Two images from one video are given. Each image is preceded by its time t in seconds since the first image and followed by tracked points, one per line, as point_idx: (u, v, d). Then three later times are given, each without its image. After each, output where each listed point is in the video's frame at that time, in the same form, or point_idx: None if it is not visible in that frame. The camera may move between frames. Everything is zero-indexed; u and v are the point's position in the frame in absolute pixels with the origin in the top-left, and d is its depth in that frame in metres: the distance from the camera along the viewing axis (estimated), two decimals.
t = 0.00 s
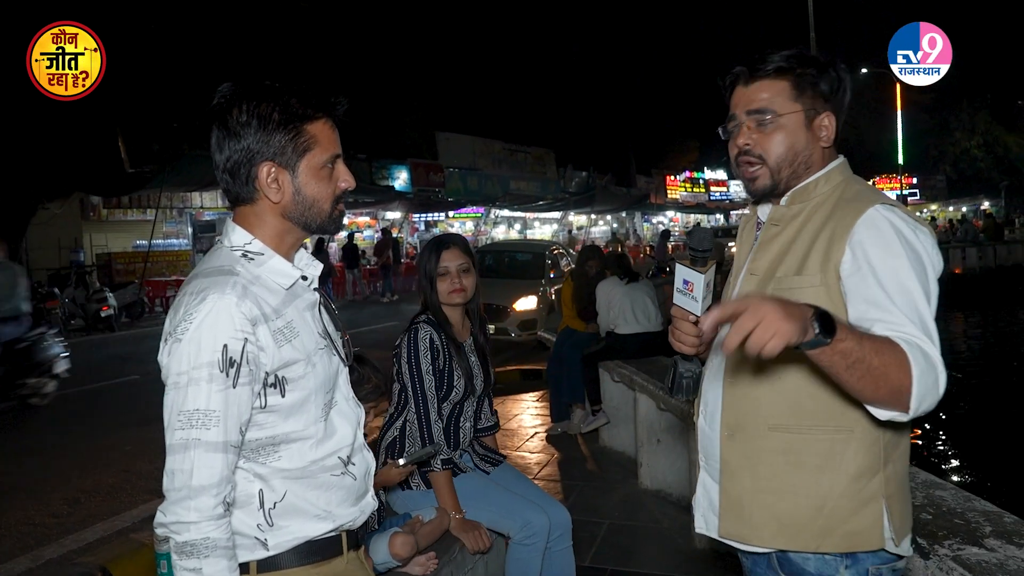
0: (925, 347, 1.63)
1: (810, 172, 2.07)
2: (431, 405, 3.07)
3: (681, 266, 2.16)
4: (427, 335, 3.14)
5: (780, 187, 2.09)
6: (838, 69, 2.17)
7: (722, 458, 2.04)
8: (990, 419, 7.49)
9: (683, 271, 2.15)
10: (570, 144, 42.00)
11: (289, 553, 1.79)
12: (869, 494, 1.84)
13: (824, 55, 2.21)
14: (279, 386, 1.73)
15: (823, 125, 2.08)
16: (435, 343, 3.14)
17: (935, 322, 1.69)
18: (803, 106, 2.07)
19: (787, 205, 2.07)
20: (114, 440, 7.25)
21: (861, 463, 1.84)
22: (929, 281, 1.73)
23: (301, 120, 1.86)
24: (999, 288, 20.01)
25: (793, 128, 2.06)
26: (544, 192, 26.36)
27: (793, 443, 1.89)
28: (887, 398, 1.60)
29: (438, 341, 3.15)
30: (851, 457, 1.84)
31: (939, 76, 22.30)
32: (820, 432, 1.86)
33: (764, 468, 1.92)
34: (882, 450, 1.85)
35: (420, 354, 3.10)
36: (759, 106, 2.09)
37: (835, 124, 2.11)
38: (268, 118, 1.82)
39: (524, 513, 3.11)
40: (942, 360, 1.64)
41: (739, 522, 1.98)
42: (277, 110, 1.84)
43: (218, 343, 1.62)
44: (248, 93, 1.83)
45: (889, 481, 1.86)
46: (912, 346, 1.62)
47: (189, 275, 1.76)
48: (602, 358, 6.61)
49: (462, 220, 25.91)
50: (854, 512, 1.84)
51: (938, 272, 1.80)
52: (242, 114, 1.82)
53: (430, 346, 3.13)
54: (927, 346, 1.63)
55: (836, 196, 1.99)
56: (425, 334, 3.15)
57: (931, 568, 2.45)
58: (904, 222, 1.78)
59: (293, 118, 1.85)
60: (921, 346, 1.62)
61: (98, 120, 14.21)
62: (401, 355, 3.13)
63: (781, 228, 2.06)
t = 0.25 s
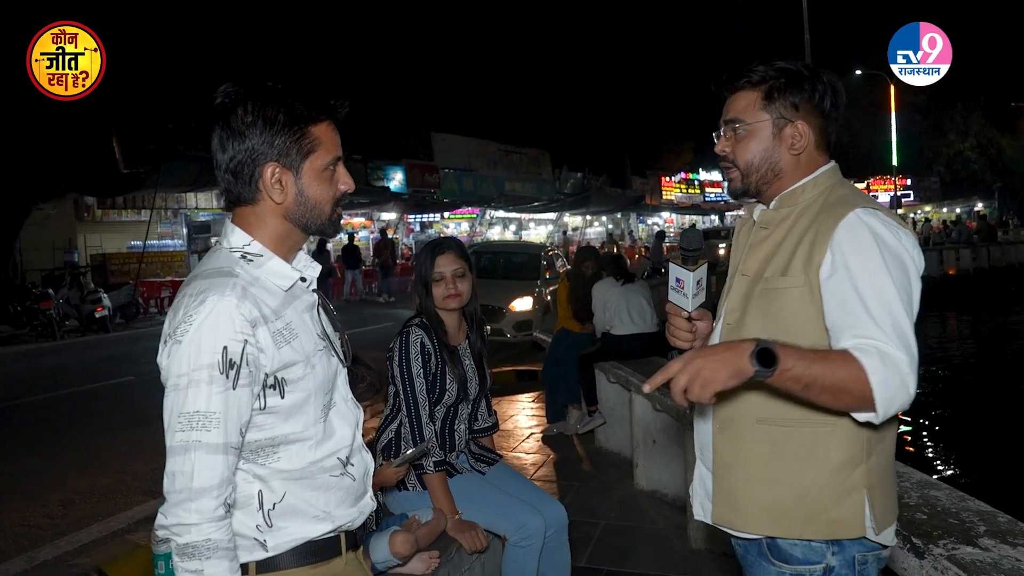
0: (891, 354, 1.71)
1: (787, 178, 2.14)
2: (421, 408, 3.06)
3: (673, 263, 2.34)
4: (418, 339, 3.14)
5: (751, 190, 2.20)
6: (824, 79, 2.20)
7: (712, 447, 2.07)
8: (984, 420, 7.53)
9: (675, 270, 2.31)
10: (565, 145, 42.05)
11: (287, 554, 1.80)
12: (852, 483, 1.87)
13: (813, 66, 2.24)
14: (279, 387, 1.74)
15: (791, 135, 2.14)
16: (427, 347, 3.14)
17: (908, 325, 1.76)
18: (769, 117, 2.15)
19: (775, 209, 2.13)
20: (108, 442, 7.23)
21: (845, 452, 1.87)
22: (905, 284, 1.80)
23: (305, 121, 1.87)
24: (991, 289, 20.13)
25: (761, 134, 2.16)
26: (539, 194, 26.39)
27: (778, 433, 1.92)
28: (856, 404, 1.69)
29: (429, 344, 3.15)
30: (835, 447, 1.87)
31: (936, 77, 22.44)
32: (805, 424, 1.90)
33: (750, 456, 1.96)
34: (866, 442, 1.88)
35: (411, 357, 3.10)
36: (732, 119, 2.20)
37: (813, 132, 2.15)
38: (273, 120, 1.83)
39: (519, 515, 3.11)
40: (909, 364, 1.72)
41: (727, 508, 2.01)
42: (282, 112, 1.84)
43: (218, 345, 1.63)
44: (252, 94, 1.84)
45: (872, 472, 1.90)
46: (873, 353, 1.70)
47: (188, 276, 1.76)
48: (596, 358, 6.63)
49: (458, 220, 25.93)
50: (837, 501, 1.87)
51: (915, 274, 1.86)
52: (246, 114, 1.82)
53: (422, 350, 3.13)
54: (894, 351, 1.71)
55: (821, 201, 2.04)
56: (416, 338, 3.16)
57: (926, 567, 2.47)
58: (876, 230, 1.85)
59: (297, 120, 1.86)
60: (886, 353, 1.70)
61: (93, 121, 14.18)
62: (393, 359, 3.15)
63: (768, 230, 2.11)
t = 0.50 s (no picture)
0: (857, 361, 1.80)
1: (783, 183, 2.19)
2: (419, 408, 3.05)
3: (676, 262, 2.46)
4: (415, 340, 3.14)
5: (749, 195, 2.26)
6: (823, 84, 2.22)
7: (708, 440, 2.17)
8: (980, 420, 7.56)
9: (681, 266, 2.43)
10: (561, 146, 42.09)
11: (288, 553, 1.80)
12: (836, 476, 1.96)
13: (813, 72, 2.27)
14: (280, 386, 1.75)
15: (786, 141, 2.18)
16: (424, 348, 3.14)
17: (882, 330, 1.84)
18: (766, 124, 2.19)
19: (771, 213, 2.20)
20: (105, 442, 7.23)
21: (830, 446, 1.96)
22: (880, 290, 1.87)
23: (307, 122, 1.87)
24: (987, 289, 20.20)
25: (758, 141, 2.21)
26: (536, 194, 26.42)
27: (767, 429, 2.02)
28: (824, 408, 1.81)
29: (426, 345, 3.15)
30: (820, 441, 1.96)
31: (935, 76, 22.45)
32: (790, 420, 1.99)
33: (738, 449, 2.06)
34: (851, 438, 1.96)
35: (409, 359, 3.10)
36: (731, 126, 2.26)
37: (809, 138, 2.18)
38: (276, 120, 1.84)
39: (516, 516, 3.12)
40: (872, 371, 1.81)
41: (719, 496, 2.11)
42: (285, 112, 1.85)
43: (222, 342, 1.64)
44: (255, 94, 1.84)
45: (857, 465, 1.98)
46: (832, 361, 1.80)
47: (191, 274, 1.77)
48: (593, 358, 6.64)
49: (454, 221, 25.92)
50: (821, 492, 1.96)
51: (897, 277, 1.92)
52: (250, 114, 1.83)
53: (419, 351, 3.13)
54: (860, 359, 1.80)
55: (814, 206, 2.09)
56: (413, 339, 3.15)
57: (921, 566, 2.48)
58: (855, 237, 1.91)
59: (300, 121, 1.86)
60: (848, 361, 1.79)
61: (90, 120, 14.16)
62: (388, 360, 3.14)
63: (765, 233, 2.17)
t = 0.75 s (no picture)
0: (850, 362, 1.84)
1: (782, 184, 2.20)
2: (416, 409, 3.07)
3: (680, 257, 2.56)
4: (411, 340, 3.13)
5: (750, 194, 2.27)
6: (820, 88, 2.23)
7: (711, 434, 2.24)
8: (978, 420, 7.57)
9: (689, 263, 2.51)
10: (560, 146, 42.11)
11: (288, 551, 1.81)
12: (831, 468, 2.02)
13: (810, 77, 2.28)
14: (279, 381, 1.75)
15: (783, 144, 2.19)
16: (420, 348, 3.14)
17: (875, 327, 1.86)
18: (765, 127, 2.21)
19: (769, 213, 2.20)
20: (103, 441, 7.23)
21: (824, 439, 2.01)
22: (873, 287, 1.89)
23: (303, 122, 1.88)
24: (985, 289, 20.19)
25: (757, 144, 2.22)
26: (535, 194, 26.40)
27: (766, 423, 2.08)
28: (818, 408, 1.87)
29: (423, 346, 3.15)
30: (814, 434, 2.02)
31: (935, 76, 22.42)
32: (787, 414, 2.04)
33: (739, 445, 2.13)
34: (846, 431, 2.01)
35: (406, 359, 3.09)
36: (732, 128, 2.27)
37: (807, 139, 2.19)
38: (271, 120, 1.85)
39: (512, 517, 3.12)
40: (863, 371, 1.85)
41: (721, 488, 2.18)
42: (280, 113, 1.86)
43: (220, 337, 1.64)
44: (253, 94, 1.85)
45: (853, 458, 2.03)
46: (826, 367, 1.86)
47: (189, 272, 1.77)
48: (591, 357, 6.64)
49: (453, 220, 25.91)
50: (815, 483, 2.02)
51: (891, 272, 1.94)
52: (247, 114, 1.84)
53: (415, 351, 3.12)
54: (853, 359, 1.85)
55: (810, 206, 2.10)
56: (410, 339, 3.14)
57: (918, 565, 2.49)
58: (844, 236, 1.93)
59: (296, 121, 1.87)
60: (841, 368, 1.85)
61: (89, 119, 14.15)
62: (385, 360, 3.14)
63: (763, 233, 2.18)
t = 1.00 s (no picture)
0: (849, 353, 1.85)
1: (784, 182, 2.21)
2: (413, 408, 3.08)
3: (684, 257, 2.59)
4: (408, 340, 3.13)
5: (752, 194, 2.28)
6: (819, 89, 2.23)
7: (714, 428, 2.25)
8: (976, 419, 7.58)
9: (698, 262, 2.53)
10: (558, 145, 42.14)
11: (279, 551, 1.81)
12: (829, 461, 2.03)
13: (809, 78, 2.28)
14: (276, 377, 1.76)
15: (784, 143, 2.20)
16: (417, 347, 3.13)
17: (873, 319, 1.87)
18: (766, 128, 2.21)
19: (769, 212, 2.21)
20: (101, 440, 7.23)
21: (823, 431, 2.02)
22: (870, 280, 1.89)
23: (299, 120, 1.88)
24: (983, 288, 20.22)
25: (758, 144, 2.23)
26: (533, 192, 26.38)
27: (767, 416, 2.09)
28: (817, 400, 1.87)
29: (419, 345, 3.14)
30: (813, 426, 2.03)
31: (935, 76, 22.41)
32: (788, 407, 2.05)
33: (740, 438, 2.14)
34: (845, 424, 2.02)
35: (402, 359, 3.09)
36: (733, 130, 2.28)
37: (807, 139, 2.20)
38: (268, 117, 1.85)
39: (509, 517, 3.12)
40: (862, 362, 1.85)
41: (723, 481, 2.19)
42: (277, 110, 1.86)
43: (223, 331, 1.65)
44: (249, 92, 1.86)
45: (852, 451, 2.03)
46: (826, 358, 1.86)
47: (187, 267, 1.77)
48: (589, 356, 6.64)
49: (452, 219, 25.91)
50: (813, 476, 2.03)
51: (888, 266, 1.94)
52: (243, 111, 1.84)
53: (411, 350, 3.12)
54: (853, 351, 1.85)
55: (808, 205, 2.10)
56: (406, 338, 3.14)
57: (914, 563, 2.49)
58: (841, 231, 1.94)
59: (292, 119, 1.87)
60: (842, 358, 1.85)
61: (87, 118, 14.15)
62: (382, 359, 3.14)
63: (765, 231, 2.18)
